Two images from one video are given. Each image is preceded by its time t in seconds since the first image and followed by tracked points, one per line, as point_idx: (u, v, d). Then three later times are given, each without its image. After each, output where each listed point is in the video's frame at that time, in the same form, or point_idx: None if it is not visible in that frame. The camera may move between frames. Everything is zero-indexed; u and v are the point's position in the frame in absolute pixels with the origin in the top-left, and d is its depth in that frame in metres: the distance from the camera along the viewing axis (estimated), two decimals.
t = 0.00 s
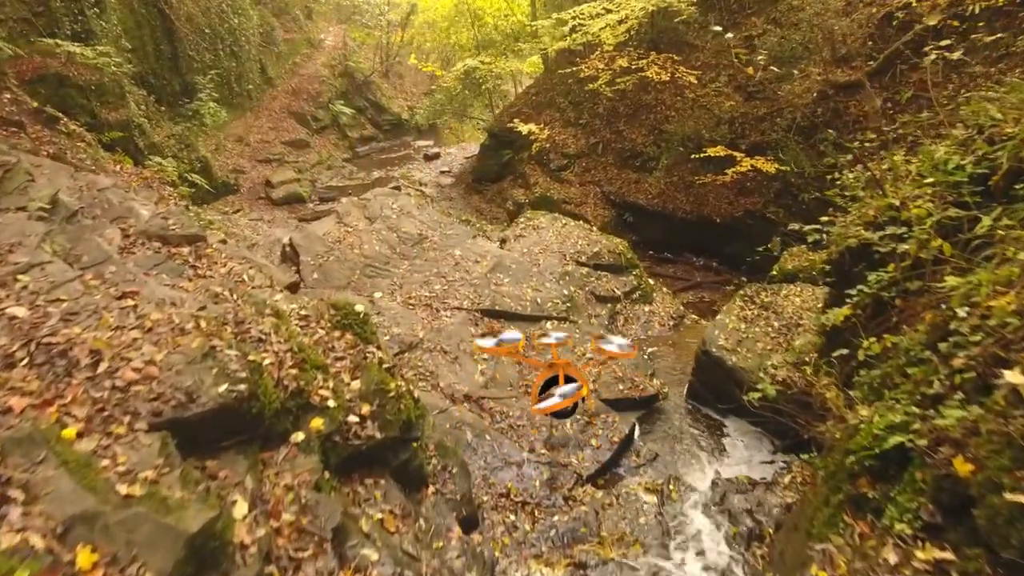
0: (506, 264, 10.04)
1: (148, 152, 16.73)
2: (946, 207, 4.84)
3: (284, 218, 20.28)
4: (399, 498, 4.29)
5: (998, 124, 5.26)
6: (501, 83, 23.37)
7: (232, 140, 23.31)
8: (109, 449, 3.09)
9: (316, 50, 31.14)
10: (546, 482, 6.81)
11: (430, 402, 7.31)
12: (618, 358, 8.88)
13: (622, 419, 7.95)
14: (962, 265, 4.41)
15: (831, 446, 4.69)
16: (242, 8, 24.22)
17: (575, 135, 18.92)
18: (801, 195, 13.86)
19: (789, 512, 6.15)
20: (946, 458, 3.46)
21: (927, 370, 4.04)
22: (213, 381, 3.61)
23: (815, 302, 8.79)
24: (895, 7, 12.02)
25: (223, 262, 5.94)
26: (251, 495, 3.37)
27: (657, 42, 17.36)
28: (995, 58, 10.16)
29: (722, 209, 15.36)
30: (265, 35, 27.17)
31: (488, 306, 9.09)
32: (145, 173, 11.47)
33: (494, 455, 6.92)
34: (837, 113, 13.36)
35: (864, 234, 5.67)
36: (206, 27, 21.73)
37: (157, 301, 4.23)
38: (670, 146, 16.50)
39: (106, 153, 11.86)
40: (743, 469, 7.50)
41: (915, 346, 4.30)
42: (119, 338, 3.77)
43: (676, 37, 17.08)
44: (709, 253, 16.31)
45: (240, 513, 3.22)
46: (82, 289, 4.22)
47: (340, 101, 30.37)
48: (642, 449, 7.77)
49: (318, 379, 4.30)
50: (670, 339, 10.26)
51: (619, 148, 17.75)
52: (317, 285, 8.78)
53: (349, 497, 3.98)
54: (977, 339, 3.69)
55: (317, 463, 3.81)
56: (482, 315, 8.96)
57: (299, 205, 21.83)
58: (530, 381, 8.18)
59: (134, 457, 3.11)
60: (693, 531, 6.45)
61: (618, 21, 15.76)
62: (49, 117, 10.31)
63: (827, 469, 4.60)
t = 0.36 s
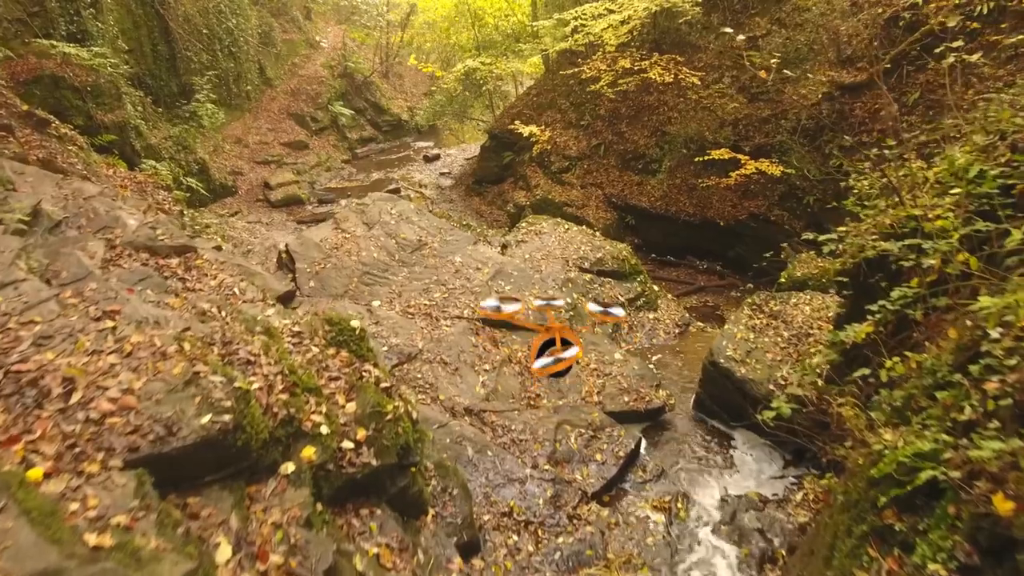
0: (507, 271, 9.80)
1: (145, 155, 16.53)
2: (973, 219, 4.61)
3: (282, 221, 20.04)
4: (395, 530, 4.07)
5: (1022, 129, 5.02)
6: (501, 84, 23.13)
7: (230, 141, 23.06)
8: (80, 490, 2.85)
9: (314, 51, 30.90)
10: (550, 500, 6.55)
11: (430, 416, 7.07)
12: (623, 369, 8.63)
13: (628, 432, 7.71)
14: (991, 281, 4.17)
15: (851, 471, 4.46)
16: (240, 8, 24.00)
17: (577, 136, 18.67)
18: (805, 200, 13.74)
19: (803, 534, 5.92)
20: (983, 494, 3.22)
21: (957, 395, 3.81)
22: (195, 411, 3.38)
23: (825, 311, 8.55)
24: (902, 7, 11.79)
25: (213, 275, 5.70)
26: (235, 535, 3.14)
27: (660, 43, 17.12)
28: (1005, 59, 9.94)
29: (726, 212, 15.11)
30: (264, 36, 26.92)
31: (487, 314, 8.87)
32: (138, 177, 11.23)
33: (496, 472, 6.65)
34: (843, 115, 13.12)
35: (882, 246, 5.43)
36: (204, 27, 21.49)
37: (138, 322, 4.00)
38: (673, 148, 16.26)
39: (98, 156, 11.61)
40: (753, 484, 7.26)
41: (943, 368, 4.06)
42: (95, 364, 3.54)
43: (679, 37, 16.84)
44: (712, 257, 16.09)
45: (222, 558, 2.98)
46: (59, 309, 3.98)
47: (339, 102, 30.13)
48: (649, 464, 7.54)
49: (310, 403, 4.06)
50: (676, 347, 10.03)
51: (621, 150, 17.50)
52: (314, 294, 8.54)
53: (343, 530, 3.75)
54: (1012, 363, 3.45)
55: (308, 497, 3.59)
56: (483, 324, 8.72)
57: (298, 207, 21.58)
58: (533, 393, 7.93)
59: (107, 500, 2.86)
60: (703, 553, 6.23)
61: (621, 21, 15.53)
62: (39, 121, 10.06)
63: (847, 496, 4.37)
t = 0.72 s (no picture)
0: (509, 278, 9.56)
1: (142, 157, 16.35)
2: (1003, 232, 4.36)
3: (281, 223, 19.81)
4: (393, 565, 3.84)
5: None
6: (501, 85, 22.91)
7: (229, 143, 22.81)
8: (44, 540, 2.62)
9: (314, 52, 30.67)
10: (554, 519, 6.31)
11: (429, 431, 6.82)
12: (629, 379, 8.37)
13: (633, 447, 7.47)
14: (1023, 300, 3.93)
15: (873, 500, 4.22)
16: (238, 8, 23.79)
17: (579, 138, 18.42)
18: (810, 203, 13.49)
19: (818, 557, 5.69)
20: None
21: (990, 422, 3.57)
22: (175, 446, 3.16)
23: (836, 320, 8.31)
24: (909, 7, 11.57)
25: (202, 288, 5.48)
26: None
27: (663, 43, 16.89)
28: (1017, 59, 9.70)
29: (730, 215, 14.86)
30: (262, 36, 26.69)
31: (489, 323, 8.64)
32: (131, 182, 11.00)
33: (498, 490, 6.40)
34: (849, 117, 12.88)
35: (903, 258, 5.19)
36: (202, 27, 21.27)
37: (116, 346, 3.81)
38: (676, 150, 16.01)
39: (91, 160, 11.39)
40: (763, 501, 7.02)
41: (973, 394, 3.82)
42: (67, 395, 3.34)
43: (682, 38, 16.60)
44: (715, 260, 15.86)
45: None
46: (31, 333, 3.79)
47: (338, 103, 29.89)
48: (655, 480, 7.31)
49: (302, 431, 3.84)
50: (682, 356, 9.77)
51: (623, 152, 17.26)
52: (310, 303, 8.31)
53: (336, 569, 3.53)
54: None
55: (298, 534, 3.36)
56: (483, 333, 8.49)
57: (297, 210, 21.32)
58: (536, 406, 7.70)
59: (75, 550, 2.64)
60: None
61: (624, 21, 15.30)
62: (30, 125, 9.85)
63: (870, 527, 4.13)
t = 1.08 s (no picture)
0: (510, 287, 9.33)
1: (137, 159, 16.14)
2: None
3: (279, 226, 19.57)
4: None
5: None
6: (502, 86, 22.69)
7: (228, 144, 22.57)
8: None
9: (313, 52, 30.45)
10: (557, 540, 6.05)
11: (428, 447, 6.58)
12: (634, 392, 8.12)
13: (640, 463, 7.20)
14: None
15: (897, 532, 3.98)
16: (236, 9, 23.59)
17: (580, 140, 18.18)
18: (815, 206, 13.23)
19: None
20: None
21: None
22: (150, 488, 2.94)
23: (847, 331, 8.06)
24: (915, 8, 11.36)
25: (189, 305, 5.28)
26: None
27: (666, 44, 16.66)
28: None
29: (733, 218, 14.62)
30: (261, 37, 26.48)
31: (490, 333, 8.40)
32: (124, 186, 10.79)
33: (500, 510, 6.15)
34: (854, 120, 12.64)
35: (925, 273, 4.95)
36: (200, 28, 21.07)
37: (89, 376, 3.66)
38: (679, 152, 15.77)
39: (84, 164, 11.17)
40: (774, 522, 6.77)
41: (1007, 423, 3.58)
42: (33, 432, 3.16)
43: (684, 39, 16.38)
44: (719, 263, 15.61)
45: None
46: None
47: (338, 104, 29.64)
48: (662, 497, 7.08)
49: (290, 463, 3.60)
50: (687, 365, 9.53)
51: (625, 154, 17.02)
52: (305, 313, 8.08)
53: None
54: None
55: None
56: (484, 344, 8.25)
57: (296, 212, 21.07)
58: (538, 420, 7.46)
59: None
60: None
61: (627, 22, 15.09)
62: (20, 129, 9.64)
63: (896, 562, 3.89)
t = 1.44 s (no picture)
0: (511, 294, 9.08)
1: (132, 160, 15.94)
2: None
3: (276, 228, 19.33)
4: None
5: None
6: (502, 86, 22.44)
7: (225, 145, 22.32)
8: None
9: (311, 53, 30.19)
10: (561, 561, 5.80)
11: (427, 462, 6.31)
12: (639, 403, 7.86)
13: (646, 479, 6.93)
14: None
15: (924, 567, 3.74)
16: (234, 8, 23.36)
17: (582, 141, 17.91)
18: (821, 209, 12.98)
19: None
20: None
21: None
22: (119, 534, 2.74)
23: (859, 340, 7.82)
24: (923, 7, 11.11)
25: (175, 319, 5.12)
26: None
27: (668, 44, 16.41)
28: None
29: (736, 221, 14.38)
30: (259, 37, 26.24)
31: (490, 342, 8.14)
32: (116, 190, 10.56)
33: (500, 529, 5.89)
34: (860, 121, 12.40)
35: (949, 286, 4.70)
36: (197, 28, 20.85)
37: (56, 407, 3.46)
38: (682, 154, 15.51)
39: (76, 167, 10.95)
40: (783, 540, 6.53)
41: None
42: None
43: (687, 39, 16.12)
44: (722, 266, 15.36)
45: None
46: None
47: (337, 104, 29.34)
48: (668, 514, 6.83)
49: (276, 497, 3.40)
50: (693, 373, 9.28)
51: (627, 155, 16.76)
52: (301, 322, 7.85)
53: None
54: None
55: None
56: (485, 354, 8.00)
57: (294, 214, 20.81)
58: (540, 433, 7.22)
59: None
60: None
61: (629, 22, 14.86)
62: (8, 132, 9.42)
63: None
